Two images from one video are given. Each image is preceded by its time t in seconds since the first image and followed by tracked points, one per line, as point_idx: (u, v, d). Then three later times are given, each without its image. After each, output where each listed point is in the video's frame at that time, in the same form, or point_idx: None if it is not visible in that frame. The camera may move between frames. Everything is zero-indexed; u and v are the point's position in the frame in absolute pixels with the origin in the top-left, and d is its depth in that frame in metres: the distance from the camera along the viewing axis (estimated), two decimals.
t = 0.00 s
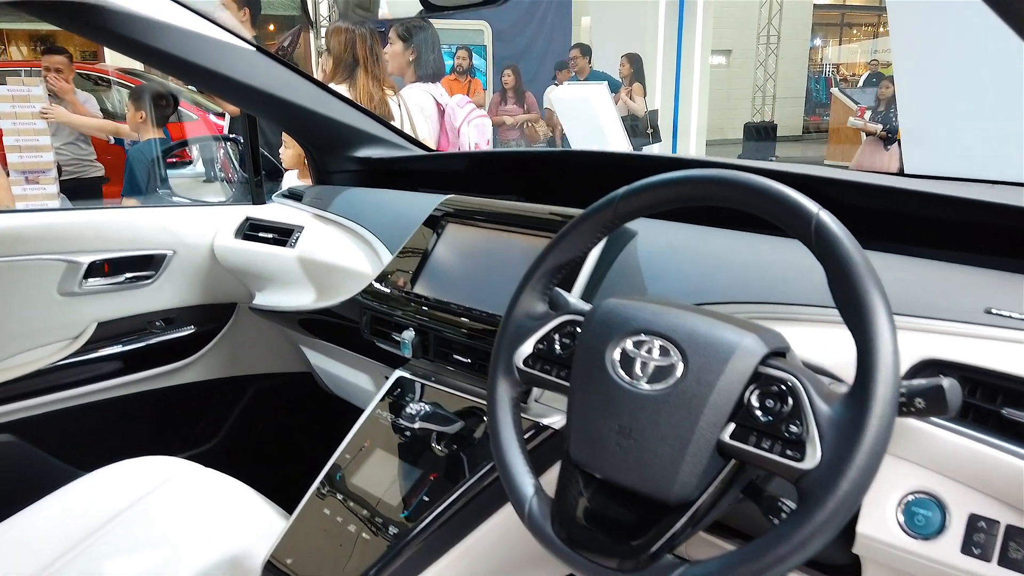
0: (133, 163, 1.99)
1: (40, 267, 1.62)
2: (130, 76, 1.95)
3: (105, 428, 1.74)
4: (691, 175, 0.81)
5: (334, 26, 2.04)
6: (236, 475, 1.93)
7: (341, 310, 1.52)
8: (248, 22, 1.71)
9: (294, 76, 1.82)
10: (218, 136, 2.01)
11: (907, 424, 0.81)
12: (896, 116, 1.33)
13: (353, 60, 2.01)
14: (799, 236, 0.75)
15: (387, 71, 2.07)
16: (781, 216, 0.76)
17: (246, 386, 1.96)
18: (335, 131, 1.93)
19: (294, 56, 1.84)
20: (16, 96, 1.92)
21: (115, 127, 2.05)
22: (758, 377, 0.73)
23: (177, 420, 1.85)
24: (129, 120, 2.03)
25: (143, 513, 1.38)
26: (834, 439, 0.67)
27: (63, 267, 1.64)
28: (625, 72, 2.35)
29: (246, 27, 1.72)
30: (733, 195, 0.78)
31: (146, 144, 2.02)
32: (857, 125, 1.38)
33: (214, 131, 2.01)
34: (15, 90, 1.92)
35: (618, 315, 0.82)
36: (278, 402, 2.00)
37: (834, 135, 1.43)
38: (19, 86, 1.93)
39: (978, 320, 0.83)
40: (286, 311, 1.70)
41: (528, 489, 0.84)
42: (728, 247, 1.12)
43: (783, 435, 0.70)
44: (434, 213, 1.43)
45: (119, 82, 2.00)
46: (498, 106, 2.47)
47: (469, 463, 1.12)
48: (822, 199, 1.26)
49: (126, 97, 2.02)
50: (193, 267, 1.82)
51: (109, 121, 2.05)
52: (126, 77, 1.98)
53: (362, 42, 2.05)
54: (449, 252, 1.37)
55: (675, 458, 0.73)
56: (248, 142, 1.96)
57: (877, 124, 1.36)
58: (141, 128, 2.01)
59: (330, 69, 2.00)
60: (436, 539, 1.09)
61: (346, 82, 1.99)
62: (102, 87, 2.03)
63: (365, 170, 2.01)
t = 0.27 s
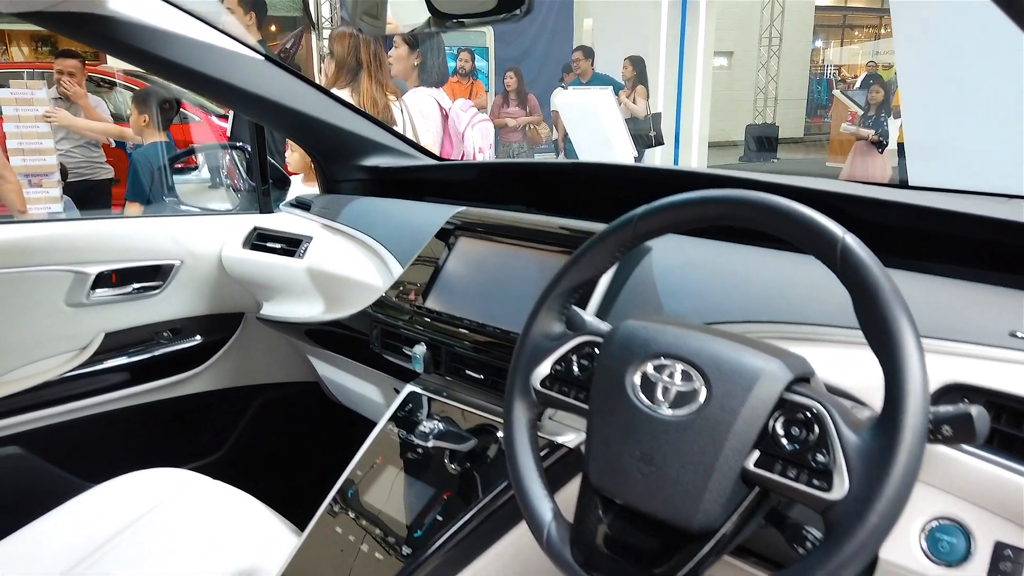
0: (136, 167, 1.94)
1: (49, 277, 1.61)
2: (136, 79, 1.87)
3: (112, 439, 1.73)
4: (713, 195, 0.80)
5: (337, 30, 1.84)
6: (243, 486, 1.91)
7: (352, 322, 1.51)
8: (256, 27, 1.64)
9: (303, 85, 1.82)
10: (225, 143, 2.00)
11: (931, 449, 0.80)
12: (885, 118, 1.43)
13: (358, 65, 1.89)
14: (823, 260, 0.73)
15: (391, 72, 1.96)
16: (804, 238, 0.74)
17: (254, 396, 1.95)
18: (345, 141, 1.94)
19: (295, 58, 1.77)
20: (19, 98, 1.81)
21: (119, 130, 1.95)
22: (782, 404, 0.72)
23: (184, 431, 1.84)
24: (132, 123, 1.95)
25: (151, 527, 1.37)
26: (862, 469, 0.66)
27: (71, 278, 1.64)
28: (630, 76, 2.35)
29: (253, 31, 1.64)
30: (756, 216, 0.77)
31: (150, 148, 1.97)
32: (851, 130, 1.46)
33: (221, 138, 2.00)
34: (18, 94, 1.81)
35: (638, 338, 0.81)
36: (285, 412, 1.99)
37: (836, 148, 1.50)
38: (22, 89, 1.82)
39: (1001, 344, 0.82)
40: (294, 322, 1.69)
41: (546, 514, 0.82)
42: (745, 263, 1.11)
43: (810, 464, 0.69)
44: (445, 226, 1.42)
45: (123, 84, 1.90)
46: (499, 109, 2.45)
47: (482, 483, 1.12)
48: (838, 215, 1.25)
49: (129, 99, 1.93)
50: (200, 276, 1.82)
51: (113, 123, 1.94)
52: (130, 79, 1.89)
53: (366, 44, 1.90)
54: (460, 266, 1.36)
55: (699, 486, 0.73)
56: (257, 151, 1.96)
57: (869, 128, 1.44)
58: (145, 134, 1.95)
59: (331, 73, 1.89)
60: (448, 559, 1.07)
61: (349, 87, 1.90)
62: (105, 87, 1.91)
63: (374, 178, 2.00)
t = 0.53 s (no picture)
0: (138, 171, 1.97)
1: (55, 290, 1.61)
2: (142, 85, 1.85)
3: (117, 452, 1.71)
4: (732, 219, 0.79)
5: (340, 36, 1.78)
6: (249, 499, 1.90)
7: (360, 335, 1.50)
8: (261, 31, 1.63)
9: (312, 96, 1.81)
10: (231, 152, 2.01)
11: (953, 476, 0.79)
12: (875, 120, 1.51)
13: (360, 71, 1.84)
14: (846, 287, 0.72)
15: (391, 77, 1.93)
16: (827, 264, 0.73)
17: (260, 407, 1.94)
18: (353, 151, 1.93)
19: (298, 58, 1.73)
20: (21, 102, 1.84)
21: (122, 133, 2.00)
22: (805, 434, 0.72)
23: (191, 443, 1.83)
24: (135, 126, 1.97)
25: (158, 542, 1.36)
26: (889, 504, 0.64)
27: (78, 290, 1.63)
28: (631, 80, 2.24)
29: (257, 35, 1.62)
30: (777, 242, 0.76)
31: (155, 152, 1.99)
32: (843, 137, 1.55)
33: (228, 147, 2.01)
34: (21, 97, 1.84)
35: (656, 363, 0.80)
36: (291, 423, 1.98)
37: (835, 157, 1.59)
38: (25, 93, 1.84)
39: None
40: (299, 333, 1.68)
41: (562, 540, 0.82)
42: (759, 282, 1.10)
43: (834, 496, 0.68)
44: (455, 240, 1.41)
45: (128, 88, 1.91)
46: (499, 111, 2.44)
47: (494, 504, 1.12)
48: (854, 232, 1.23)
49: (132, 102, 1.95)
50: (208, 288, 1.81)
51: (116, 126, 1.99)
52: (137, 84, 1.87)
53: (367, 50, 1.85)
54: (472, 281, 1.35)
55: (719, 515, 0.72)
56: (263, 160, 1.96)
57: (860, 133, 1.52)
58: (148, 137, 1.97)
59: (331, 77, 1.85)
60: None
61: (350, 92, 1.87)
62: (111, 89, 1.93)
63: (381, 189, 1.99)
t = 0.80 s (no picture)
0: (142, 174, 1.99)
1: (65, 299, 1.61)
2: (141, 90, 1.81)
3: (125, 462, 1.71)
4: (753, 240, 0.78)
5: (342, 40, 1.76)
6: (256, 508, 1.90)
7: (369, 346, 1.50)
8: (265, 34, 1.62)
9: (320, 104, 1.80)
10: (239, 158, 1.99)
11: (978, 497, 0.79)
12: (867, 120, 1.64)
13: (363, 75, 1.82)
14: (872, 309, 0.71)
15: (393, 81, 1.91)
16: (853, 286, 0.72)
17: (268, 415, 1.94)
18: (362, 160, 1.93)
19: (301, 60, 1.70)
20: (26, 105, 1.89)
21: (126, 137, 2.03)
22: (829, 456, 0.71)
23: (198, 452, 1.83)
24: (141, 130, 1.98)
25: (168, 553, 1.36)
26: (916, 530, 0.63)
27: (87, 300, 1.64)
28: (632, 81, 2.22)
29: (261, 37, 1.61)
30: (803, 263, 0.75)
31: (161, 155, 2.00)
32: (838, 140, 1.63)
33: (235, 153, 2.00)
34: (25, 100, 1.89)
35: (677, 383, 0.79)
36: (300, 431, 1.98)
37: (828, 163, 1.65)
38: (29, 96, 1.89)
39: None
40: (308, 344, 1.67)
41: (581, 562, 0.80)
42: (774, 296, 1.10)
43: (860, 520, 0.68)
44: (468, 253, 1.42)
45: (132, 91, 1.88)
46: (501, 112, 2.36)
47: (509, 519, 1.13)
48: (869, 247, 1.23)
49: (136, 105, 1.94)
50: (217, 297, 1.82)
51: (121, 130, 2.04)
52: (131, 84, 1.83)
53: (370, 55, 1.83)
54: (485, 294, 1.35)
55: (743, 539, 0.71)
56: (271, 167, 1.95)
57: (855, 135, 1.61)
58: (152, 140, 1.98)
59: (333, 81, 1.82)
60: None
61: (352, 98, 1.85)
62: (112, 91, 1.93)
63: (389, 197, 1.98)
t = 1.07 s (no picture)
0: (148, 176, 2.01)
1: (73, 305, 1.61)
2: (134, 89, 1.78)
3: (133, 467, 1.70)
4: (771, 251, 0.76)
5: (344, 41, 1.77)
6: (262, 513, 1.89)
7: (379, 351, 1.50)
8: (270, 36, 1.58)
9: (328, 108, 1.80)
10: (246, 162, 1.98)
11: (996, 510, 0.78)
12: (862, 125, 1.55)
13: (364, 77, 1.81)
14: (892, 322, 0.69)
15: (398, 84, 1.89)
16: (873, 299, 0.70)
17: (275, 420, 1.94)
18: (370, 164, 1.93)
19: (303, 61, 1.68)
20: (31, 106, 1.98)
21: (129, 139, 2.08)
22: (849, 471, 0.71)
23: (204, 458, 1.82)
24: (146, 132, 1.98)
25: (175, 559, 1.35)
26: (938, 547, 0.62)
27: (95, 305, 1.63)
28: (637, 83, 2.18)
29: (266, 39, 1.57)
30: (821, 275, 0.73)
31: (167, 157, 2.00)
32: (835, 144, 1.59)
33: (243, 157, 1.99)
34: (30, 101, 1.98)
35: (693, 396, 0.78)
36: (306, 435, 1.98)
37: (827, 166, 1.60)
38: (33, 97, 1.98)
39: None
40: (315, 348, 1.67)
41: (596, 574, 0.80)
42: (786, 305, 1.09)
43: (880, 536, 0.67)
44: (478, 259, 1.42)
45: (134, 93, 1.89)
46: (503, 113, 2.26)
47: (518, 529, 1.12)
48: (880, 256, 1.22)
49: (140, 106, 1.95)
50: (224, 302, 1.82)
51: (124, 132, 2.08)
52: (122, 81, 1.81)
53: (372, 57, 1.81)
54: (495, 301, 1.34)
55: (761, 554, 0.71)
56: (279, 171, 1.95)
57: (851, 138, 1.57)
58: (157, 142, 1.99)
59: (336, 83, 1.81)
60: None
61: (355, 100, 1.83)
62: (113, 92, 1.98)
63: (396, 202, 2.00)
